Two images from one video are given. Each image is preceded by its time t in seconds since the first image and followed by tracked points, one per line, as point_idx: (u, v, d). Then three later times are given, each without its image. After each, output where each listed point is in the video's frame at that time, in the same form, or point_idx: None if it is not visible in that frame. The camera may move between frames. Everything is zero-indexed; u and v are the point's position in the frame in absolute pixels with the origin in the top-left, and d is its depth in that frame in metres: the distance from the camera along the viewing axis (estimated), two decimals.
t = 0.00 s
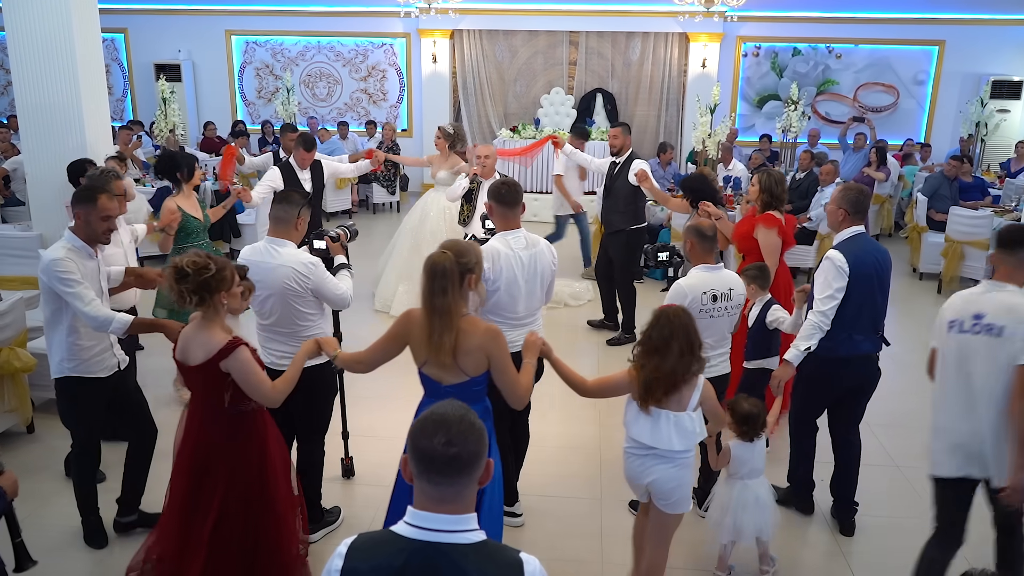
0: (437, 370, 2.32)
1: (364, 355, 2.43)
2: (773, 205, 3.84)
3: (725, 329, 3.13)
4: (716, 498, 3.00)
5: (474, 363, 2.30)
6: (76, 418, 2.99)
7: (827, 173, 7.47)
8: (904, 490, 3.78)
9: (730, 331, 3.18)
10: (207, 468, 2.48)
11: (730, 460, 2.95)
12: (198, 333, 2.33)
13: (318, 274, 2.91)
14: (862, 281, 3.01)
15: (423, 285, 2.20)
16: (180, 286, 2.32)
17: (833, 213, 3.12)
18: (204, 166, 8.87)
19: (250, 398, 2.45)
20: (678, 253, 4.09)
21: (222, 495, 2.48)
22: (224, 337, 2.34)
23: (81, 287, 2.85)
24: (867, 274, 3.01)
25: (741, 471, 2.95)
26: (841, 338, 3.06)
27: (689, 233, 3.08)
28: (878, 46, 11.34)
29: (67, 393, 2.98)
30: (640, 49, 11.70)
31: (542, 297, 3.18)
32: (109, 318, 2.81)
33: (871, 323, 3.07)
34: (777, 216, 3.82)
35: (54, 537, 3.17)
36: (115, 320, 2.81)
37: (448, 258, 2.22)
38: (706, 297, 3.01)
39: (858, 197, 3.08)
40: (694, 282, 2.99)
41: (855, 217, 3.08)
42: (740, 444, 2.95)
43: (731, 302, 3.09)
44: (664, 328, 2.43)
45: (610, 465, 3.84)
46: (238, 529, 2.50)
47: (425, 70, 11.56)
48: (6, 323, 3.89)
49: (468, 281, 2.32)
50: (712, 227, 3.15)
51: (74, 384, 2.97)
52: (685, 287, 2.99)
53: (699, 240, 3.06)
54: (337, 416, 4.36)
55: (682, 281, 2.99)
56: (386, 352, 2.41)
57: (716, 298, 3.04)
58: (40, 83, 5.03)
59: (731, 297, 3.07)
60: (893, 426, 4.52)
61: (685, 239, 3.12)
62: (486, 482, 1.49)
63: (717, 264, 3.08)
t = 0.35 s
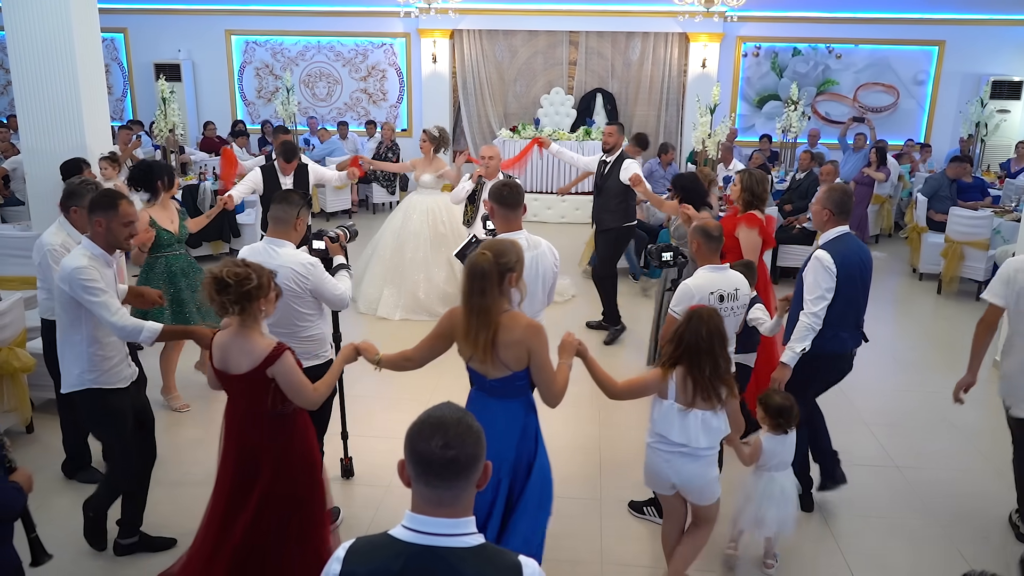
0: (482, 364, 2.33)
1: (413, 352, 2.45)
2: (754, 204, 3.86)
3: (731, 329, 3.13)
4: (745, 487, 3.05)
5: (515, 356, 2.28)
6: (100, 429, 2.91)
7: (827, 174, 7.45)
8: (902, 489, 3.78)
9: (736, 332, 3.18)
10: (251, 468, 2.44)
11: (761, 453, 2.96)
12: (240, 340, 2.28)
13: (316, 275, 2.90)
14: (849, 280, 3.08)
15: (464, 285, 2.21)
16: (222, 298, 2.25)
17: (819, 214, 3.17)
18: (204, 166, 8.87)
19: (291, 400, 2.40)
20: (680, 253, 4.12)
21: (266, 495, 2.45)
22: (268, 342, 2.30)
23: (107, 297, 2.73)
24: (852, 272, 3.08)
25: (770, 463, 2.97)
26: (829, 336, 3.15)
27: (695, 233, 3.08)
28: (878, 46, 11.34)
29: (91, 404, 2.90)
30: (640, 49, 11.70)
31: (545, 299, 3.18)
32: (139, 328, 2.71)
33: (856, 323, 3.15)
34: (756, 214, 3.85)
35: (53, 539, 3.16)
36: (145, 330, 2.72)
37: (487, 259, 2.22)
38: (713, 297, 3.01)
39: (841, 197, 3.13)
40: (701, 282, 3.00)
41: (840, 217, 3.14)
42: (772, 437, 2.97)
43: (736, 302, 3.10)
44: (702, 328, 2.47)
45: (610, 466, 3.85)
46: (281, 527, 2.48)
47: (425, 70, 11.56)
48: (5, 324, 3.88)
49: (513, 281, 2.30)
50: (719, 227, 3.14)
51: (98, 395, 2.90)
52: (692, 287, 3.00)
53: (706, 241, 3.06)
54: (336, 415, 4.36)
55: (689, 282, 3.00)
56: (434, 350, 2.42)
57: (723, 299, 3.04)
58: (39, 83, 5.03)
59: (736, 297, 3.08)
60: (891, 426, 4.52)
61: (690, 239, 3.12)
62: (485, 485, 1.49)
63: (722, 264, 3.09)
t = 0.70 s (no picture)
0: (531, 362, 2.34)
1: (453, 347, 2.44)
2: (740, 198, 3.86)
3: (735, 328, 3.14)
4: (762, 483, 3.07)
5: (566, 353, 2.30)
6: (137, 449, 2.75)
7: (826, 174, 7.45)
8: (903, 490, 3.78)
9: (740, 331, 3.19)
10: (300, 471, 2.45)
11: (777, 447, 3.00)
12: (286, 345, 2.26)
13: (316, 275, 2.90)
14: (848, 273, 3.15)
15: (520, 285, 2.20)
16: (272, 302, 2.19)
17: (814, 207, 3.24)
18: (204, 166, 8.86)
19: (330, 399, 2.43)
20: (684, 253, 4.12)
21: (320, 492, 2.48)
22: (314, 349, 2.29)
23: (130, 304, 2.61)
24: (851, 266, 3.15)
25: (786, 456, 3.01)
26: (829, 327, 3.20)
27: (700, 234, 3.06)
28: (878, 46, 11.34)
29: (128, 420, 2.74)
30: (640, 49, 11.71)
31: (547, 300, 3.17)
32: (159, 336, 2.56)
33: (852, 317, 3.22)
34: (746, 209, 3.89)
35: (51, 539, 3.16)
36: (165, 337, 2.57)
37: (544, 257, 2.21)
38: (719, 298, 3.02)
39: (835, 190, 3.22)
40: (707, 282, 3.01)
41: (834, 210, 3.22)
42: (782, 431, 3.00)
43: (742, 302, 3.09)
44: (727, 320, 2.53)
45: (610, 467, 3.85)
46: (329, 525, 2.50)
47: (425, 69, 11.54)
48: (5, 323, 3.88)
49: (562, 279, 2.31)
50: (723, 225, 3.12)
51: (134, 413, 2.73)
52: (698, 287, 3.01)
53: (711, 241, 3.04)
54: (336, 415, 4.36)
55: (694, 282, 3.01)
56: (475, 345, 2.41)
57: (728, 299, 3.04)
58: (39, 83, 5.03)
59: (742, 296, 3.07)
60: (891, 427, 4.51)
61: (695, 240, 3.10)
62: (485, 485, 1.49)
63: (727, 264, 3.08)
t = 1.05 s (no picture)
0: (589, 370, 2.34)
1: (501, 354, 2.43)
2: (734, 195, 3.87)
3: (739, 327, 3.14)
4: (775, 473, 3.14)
5: (626, 356, 2.32)
6: (151, 468, 2.64)
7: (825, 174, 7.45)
8: (904, 490, 3.78)
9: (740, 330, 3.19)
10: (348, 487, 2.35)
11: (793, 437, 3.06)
12: (331, 353, 2.19)
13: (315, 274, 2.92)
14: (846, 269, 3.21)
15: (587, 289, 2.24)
16: (329, 311, 2.16)
17: (809, 205, 3.27)
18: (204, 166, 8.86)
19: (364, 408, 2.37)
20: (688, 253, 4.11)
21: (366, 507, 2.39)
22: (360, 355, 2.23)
23: (149, 320, 2.47)
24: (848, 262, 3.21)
25: (801, 445, 3.09)
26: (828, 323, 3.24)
27: (704, 233, 3.04)
28: (878, 46, 11.34)
29: (141, 441, 2.62)
30: (640, 48, 11.71)
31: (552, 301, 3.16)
32: (170, 355, 2.40)
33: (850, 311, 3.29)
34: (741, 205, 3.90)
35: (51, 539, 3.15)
36: (177, 357, 2.41)
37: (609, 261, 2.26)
38: (723, 297, 3.03)
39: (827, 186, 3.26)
40: (712, 282, 3.00)
41: (826, 208, 3.26)
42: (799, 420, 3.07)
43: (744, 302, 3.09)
44: (760, 317, 2.53)
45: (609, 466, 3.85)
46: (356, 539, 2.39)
47: (425, 69, 11.50)
48: (4, 323, 3.87)
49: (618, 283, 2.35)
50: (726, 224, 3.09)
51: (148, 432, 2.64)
52: (702, 287, 3.01)
53: (716, 240, 3.02)
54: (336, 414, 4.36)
55: (699, 281, 3.01)
56: (523, 353, 2.41)
57: (732, 298, 3.05)
58: (38, 82, 5.02)
59: (745, 296, 3.07)
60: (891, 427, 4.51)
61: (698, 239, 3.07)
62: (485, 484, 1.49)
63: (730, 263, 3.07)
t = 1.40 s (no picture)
0: (625, 375, 2.35)
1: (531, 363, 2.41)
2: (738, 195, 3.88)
3: (744, 328, 3.13)
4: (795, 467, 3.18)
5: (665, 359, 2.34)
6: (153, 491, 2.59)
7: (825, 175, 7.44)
8: (905, 491, 3.77)
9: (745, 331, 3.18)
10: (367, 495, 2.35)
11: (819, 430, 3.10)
12: (345, 361, 2.18)
13: (314, 274, 2.91)
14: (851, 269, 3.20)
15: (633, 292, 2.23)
16: (354, 317, 2.15)
17: (811, 204, 3.27)
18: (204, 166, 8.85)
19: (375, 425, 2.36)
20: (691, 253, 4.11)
21: (389, 513, 2.34)
22: (375, 363, 2.22)
23: (157, 333, 2.43)
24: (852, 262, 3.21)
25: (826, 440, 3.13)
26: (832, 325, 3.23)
27: (708, 233, 3.04)
28: (878, 47, 11.33)
29: (142, 462, 2.57)
30: (640, 48, 11.70)
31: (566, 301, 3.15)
32: (180, 368, 2.39)
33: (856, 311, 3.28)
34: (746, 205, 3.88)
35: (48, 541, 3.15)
36: (187, 371, 2.40)
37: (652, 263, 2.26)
38: (727, 297, 3.02)
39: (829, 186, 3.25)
40: (715, 282, 3.00)
41: (829, 208, 3.26)
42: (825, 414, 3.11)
43: (749, 302, 3.09)
44: (789, 307, 2.59)
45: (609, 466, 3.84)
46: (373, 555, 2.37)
47: (425, 69, 11.50)
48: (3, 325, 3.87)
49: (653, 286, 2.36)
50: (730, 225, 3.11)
51: (149, 449, 2.58)
52: (706, 287, 3.00)
53: (719, 241, 3.02)
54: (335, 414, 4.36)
55: (703, 281, 3.00)
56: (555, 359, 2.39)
57: (736, 298, 3.04)
58: (37, 82, 5.01)
59: (749, 296, 3.07)
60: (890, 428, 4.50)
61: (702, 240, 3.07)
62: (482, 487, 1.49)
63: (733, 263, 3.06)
